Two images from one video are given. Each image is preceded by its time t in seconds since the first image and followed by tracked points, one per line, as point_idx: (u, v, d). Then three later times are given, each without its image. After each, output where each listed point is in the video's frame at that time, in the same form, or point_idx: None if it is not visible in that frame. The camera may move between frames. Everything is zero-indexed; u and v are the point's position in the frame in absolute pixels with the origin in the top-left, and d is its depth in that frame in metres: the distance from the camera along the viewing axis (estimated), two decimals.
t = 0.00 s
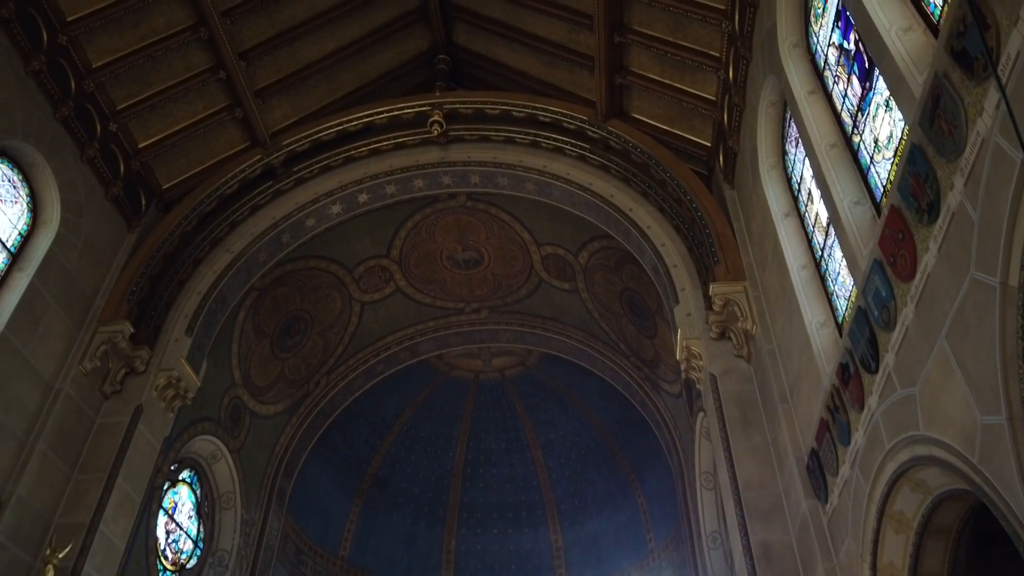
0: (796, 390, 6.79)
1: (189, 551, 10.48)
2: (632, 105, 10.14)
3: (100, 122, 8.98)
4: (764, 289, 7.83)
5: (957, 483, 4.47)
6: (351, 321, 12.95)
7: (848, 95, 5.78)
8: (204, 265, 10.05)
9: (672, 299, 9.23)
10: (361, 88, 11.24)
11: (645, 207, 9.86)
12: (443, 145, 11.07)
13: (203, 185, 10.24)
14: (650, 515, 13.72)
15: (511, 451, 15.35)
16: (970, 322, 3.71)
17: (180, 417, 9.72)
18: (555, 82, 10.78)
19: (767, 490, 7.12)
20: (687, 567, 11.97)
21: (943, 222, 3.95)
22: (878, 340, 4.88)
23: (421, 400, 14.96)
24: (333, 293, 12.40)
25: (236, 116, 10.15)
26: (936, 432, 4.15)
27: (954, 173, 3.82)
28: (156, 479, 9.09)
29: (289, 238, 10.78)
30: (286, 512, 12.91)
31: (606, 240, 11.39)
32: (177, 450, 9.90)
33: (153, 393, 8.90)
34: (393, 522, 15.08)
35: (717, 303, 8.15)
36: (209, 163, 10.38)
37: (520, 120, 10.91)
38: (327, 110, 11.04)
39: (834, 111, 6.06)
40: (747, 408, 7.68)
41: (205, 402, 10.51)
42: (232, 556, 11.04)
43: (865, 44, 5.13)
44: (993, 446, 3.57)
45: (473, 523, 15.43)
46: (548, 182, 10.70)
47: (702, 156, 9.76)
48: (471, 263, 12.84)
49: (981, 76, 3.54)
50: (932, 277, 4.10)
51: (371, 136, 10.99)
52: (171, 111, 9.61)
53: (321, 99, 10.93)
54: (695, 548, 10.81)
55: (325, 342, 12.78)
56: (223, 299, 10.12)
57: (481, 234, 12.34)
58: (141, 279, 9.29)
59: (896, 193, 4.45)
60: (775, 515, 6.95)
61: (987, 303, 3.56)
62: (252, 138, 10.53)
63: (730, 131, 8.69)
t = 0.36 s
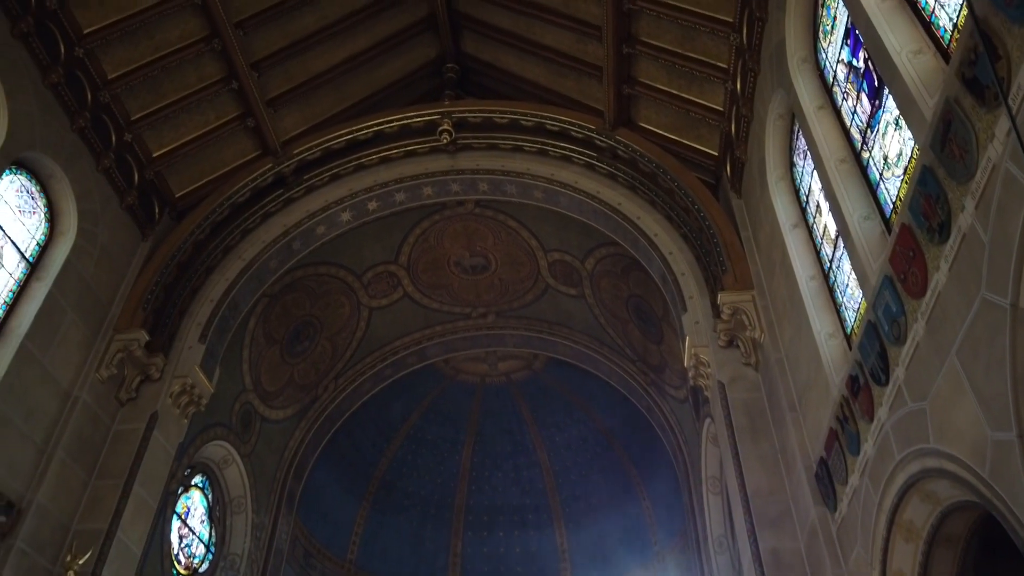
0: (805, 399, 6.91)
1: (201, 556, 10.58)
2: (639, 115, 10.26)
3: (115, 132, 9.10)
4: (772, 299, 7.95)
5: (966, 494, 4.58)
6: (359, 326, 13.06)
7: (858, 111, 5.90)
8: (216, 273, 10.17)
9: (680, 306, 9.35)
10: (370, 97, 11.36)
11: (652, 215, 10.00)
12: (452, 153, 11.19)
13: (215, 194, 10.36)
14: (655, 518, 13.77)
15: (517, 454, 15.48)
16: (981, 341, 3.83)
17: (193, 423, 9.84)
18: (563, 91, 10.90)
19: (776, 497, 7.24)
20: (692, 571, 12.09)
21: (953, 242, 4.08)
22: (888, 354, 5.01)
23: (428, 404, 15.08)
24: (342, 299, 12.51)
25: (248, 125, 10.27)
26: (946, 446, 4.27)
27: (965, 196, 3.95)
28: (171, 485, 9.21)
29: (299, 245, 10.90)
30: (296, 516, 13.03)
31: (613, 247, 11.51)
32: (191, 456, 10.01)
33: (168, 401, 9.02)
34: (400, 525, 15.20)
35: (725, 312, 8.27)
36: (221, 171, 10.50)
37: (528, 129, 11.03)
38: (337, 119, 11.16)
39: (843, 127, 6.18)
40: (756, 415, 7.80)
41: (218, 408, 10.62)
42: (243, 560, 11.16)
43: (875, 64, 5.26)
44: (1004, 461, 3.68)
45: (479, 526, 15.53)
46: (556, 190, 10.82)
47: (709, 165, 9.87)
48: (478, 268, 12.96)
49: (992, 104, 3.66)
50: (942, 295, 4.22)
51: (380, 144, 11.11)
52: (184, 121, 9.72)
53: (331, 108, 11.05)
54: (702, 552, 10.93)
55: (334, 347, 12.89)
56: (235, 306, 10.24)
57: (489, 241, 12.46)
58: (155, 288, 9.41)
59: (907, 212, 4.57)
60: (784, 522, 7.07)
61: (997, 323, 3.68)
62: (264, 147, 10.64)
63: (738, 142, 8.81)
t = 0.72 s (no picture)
0: (813, 408, 7.03)
1: (213, 560, 10.69)
2: (646, 124, 10.38)
3: (130, 142, 9.21)
4: (780, 308, 8.06)
5: (975, 505, 4.70)
6: (367, 332, 13.17)
7: (866, 128, 6.03)
8: (228, 280, 10.29)
9: (688, 314, 9.48)
10: (379, 105, 11.48)
11: (660, 223, 10.12)
12: (460, 161, 11.31)
13: (227, 202, 10.48)
14: (660, 521, 13.93)
15: (522, 457, 15.60)
16: (991, 358, 3.95)
17: (206, 429, 9.95)
18: (570, 99, 11.01)
19: (784, 503, 7.35)
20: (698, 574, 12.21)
21: (964, 262, 4.19)
22: (898, 367, 5.13)
23: (434, 408, 15.19)
24: (351, 305, 12.63)
25: (259, 134, 10.39)
26: (956, 459, 4.38)
27: (976, 218, 4.07)
28: (184, 490, 9.32)
29: (310, 252, 11.01)
30: (304, 520, 13.14)
31: (619, 254, 11.62)
32: (204, 461, 10.12)
33: (182, 407, 9.14)
34: (407, 528, 15.32)
35: (733, 321, 8.38)
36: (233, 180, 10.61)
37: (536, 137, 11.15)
38: (346, 128, 11.28)
39: (852, 142, 6.30)
40: (764, 423, 7.91)
41: (230, 414, 10.74)
42: (254, 564, 11.28)
43: (884, 83, 5.38)
44: (1014, 476, 3.80)
45: (484, 529, 15.64)
46: (563, 198, 10.94)
47: (716, 174, 9.99)
48: (485, 274, 13.07)
49: (1002, 130, 3.78)
50: (953, 313, 4.34)
51: (390, 153, 11.23)
52: (197, 130, 9.84)
53: (341, 116, 11.17)
54: (708, 556, 11.05)
55: (342, 352, 13.00)
56: (246, 313, 10.36)
57: (496, 247, 12.58)
58: (170, 296, 9.53)
59: (917, 230, 4.69)
60: (792, 529, 7.19)
61: (1007, 342, 3.80)
62: (275, 155, 10.76)
63: (745, 152, 8.92)
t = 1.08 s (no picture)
0: (821, 416, 7.14)
1: (225, 564, 10.81)
2: (653, 133, 10.50)
3: (145, 152, 9.32)
4: (788, 317, 8.17)
5: (983, 516, 4.80)
6: (375, 337, 13.29)
7: (875, 143, 6.14)
8: (240, 288, 10.40)
9: (696, 322, 9.60)
10: (388, 113, 11.59)
11: (667, 231, 10.24)
12: (469, 169, 11.43)
13: (239, 210, 10.60)
14: (665, 525, 14.05)
15: (528, 461, 15.72)
16: (1001, 376, 4.06)
17: (219, 435, 10.06)
18: (578, 108, 11.13)
19: (792, 510, 7.47)
20: None
21: (974, 280, 4.31)
22: (908, 380, 5.24)
23: (440, 412, 15.31)
24: (359, 310, 12.74)
25: (271, 143, 10.51)
26: (966, 472, 4.50)
27: (985, 238, 4.19)
28: (198, 496, 9.44)
29: (320, 260, 11.12)
30: (313, 523, 13.26)
31: (626, 260, 11.73)
32: (217, 466, 10.24)
33: (196, 414, 9.25)
34: (414, 531, 15.44)
35: (741, 329, 8.49)
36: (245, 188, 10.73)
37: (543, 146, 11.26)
38: (356, 136, 11.40)
39: (860, 156, 6.42)
40: (772, 430, 8.02)
41: (241, 420, 10.85)
42: (265, 567, 11.41)
43: (893, 101, 5.50)
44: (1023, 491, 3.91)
45: (491, 531, 15.76)
46: (571, 206, 11.06)
47: (722, 183, 10.10)
48: (492, 280, 13.18)
49: (1013, 155, 3.90)
50: (962, 329, 4.45)
51: (399, 161, 11.34)
52: (210, 140, 9.96)
53: (351, 125, 11.28)
54: (715, 560, 11.17)
55: (351, 357, 13.12)
56: (258, 320, 10.47)
57: (503, 253, 12.69)
58: (183, 303, 9.65)
59: (927, 248, 4.81)
60: (801, 535, 7.30)
61: (1017, 360, 3.91)
62: (286, 164, 10.88)
63: (752, 162, 9.03)
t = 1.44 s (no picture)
0: (829, 425, 7.27)
1: (237, 568, 10.92)
2: (660, 142, 10.62)
3: (159, 162, 9.43)
4: (795, 326, 8.30)
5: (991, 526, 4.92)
6: (383, 342, 13.40)
7: (883, 158, 6.27)
8: (252, 295, 10.52)
9: (703, 329, 9.73)
10: (397, 121, 11.72)
11: (674, 239, 10.37)
12: (477, 176, 11.55)
13: (251, 218, 10.72)
14: (671, 528, 14.19)
15: (533, 464, 15.85)
16: (1010, 392, 4.18)
17: (231, 441, 10.18)
18: (585, 117, 11.26)
19: (800, 517, 7.58)
20: None
21: (983, 298, 4.43)
22: (917, 393, 5.37)
23: (446, 416, 15.42)
24: (368, 316, 12.86)
25: (282, 152, 10.63)
26: (975, 484, 4.61)
27: (995, 257, 4.31)
28: (212, 501, 9.55)
29: (330, 266, 11.24)
30: (322, 527, 13.38)
31: (632, 267, 11.85)
32: (229, 471, 10.35)
33: (210, 420, 9.37)
34: (420, 534, 15.55)
35: (749, 337, 8.62)
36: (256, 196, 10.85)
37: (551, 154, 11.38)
38: (365, 144, 11.52)
39: (868, 171, 6.54)
40: (780, 437, 8.14)
41: (253, 425, 10.97)
42: (275, 571, 11.52)
43: (902, 118, 5.63)
44: None
45: (496, 534, 15.87)
46: (578, 213, 11.18)
47: (728, 191, 10.22)
48: (499, 285, 13.30)
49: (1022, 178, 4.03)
50: (971, 345, 4.58)
51: (408, 168, 11.46)
52: (222, 149, 10.08)
53: (360, 133, 11.41)
54: (722, 564, 11.29)
55: (359, 362, 13.24)
56: (269, 327, 10.59)
57: (510, 259, 12.81)
58: (197, 311, 9.77)
59: (937, 264, 4.94)
60: (808, 541, 7.43)
61: None
62: (297, 172, 11.00)
63: (759, 172, 9.16)
